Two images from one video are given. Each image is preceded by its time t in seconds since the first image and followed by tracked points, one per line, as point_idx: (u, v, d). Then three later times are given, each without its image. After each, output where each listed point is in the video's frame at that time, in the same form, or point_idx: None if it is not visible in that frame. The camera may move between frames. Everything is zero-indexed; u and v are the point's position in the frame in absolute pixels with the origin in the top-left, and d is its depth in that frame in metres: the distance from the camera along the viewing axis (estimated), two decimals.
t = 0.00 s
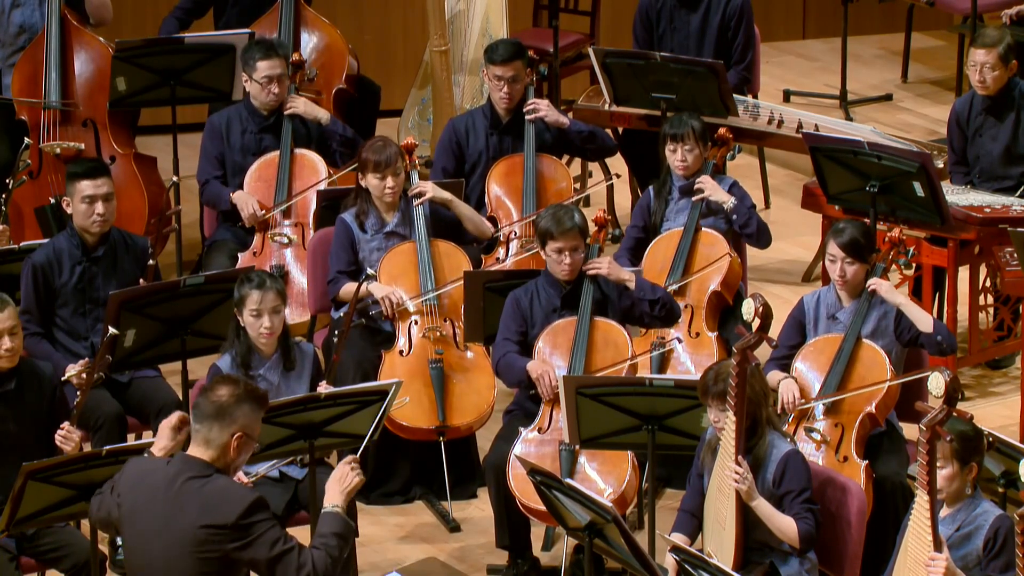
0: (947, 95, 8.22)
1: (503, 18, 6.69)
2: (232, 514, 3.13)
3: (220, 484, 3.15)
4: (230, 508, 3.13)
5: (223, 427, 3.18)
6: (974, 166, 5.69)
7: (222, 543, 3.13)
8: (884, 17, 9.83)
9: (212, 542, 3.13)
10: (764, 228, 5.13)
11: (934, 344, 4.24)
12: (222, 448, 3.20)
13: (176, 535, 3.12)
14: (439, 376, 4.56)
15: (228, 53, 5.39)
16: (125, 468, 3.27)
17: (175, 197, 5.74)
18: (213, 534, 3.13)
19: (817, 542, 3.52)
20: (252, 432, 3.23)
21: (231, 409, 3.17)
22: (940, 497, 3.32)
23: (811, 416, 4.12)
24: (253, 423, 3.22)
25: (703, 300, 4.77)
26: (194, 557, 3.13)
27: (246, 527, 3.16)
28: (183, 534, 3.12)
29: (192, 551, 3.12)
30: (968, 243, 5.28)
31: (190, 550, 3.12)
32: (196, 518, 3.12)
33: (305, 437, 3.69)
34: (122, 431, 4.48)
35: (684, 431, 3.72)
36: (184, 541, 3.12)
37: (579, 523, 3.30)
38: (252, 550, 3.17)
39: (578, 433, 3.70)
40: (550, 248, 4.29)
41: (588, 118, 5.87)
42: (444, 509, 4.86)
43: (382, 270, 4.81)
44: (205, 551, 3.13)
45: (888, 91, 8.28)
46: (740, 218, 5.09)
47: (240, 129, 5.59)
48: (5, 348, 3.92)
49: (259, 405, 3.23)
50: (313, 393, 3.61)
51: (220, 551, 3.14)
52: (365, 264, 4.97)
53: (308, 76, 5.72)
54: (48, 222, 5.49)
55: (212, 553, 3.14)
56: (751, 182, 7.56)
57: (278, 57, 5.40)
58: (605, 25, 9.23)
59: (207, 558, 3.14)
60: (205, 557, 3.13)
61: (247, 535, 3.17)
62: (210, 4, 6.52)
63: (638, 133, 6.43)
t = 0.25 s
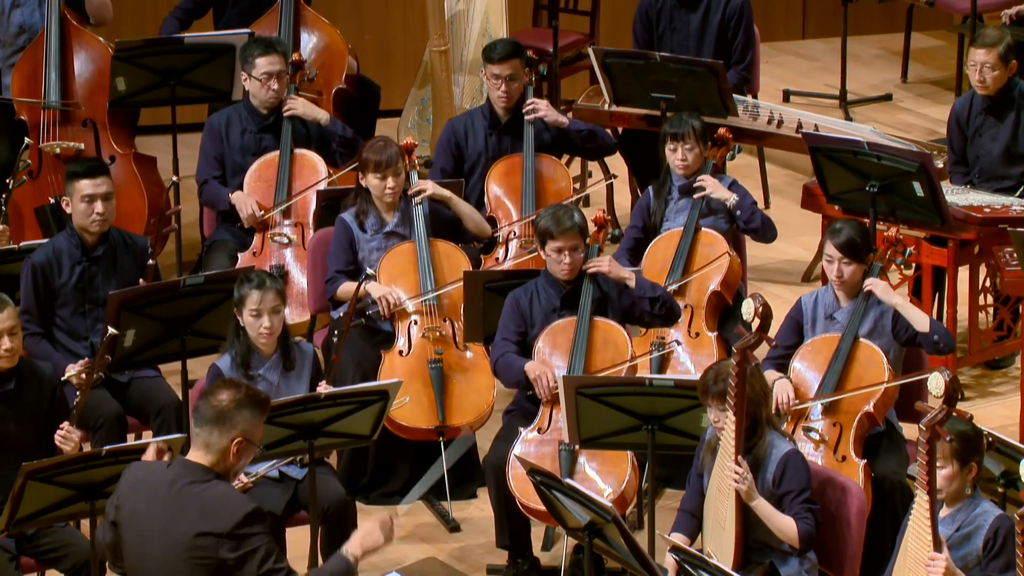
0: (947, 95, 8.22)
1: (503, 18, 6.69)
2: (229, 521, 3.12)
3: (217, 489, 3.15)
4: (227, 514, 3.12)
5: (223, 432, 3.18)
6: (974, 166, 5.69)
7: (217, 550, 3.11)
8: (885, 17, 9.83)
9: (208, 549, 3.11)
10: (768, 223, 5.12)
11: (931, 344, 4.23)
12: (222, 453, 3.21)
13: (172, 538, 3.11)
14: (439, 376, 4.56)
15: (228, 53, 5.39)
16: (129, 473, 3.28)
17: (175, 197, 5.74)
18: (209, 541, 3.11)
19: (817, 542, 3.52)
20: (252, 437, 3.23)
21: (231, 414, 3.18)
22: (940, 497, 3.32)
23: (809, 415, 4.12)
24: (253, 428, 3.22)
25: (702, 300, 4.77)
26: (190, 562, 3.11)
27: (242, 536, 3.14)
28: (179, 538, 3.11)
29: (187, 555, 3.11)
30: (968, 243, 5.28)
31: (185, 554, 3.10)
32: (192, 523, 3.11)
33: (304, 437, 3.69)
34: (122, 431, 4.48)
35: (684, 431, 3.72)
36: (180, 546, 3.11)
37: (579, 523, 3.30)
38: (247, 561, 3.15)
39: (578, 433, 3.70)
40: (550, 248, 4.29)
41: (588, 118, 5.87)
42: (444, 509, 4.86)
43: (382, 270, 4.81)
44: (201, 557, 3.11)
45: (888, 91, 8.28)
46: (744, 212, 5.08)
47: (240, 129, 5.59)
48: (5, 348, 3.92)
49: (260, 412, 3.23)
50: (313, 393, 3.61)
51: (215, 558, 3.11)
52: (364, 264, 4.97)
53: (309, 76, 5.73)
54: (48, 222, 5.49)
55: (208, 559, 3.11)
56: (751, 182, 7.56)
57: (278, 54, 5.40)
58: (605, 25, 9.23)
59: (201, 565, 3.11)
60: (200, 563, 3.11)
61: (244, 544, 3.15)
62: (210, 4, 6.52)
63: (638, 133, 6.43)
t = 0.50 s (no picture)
0: (947, 95, 8.22)
1: (503, 18, 6.69)
2: (226, 524, 3.12)
3: (216, 492, 3.15)
4: (223, 518, 3.12)
5: (226, 436, 3.19)
6: (974, 166, 5.69)
7: (212, 554, 3.10)
8: (885, 17, 9.83)
9: (203, 552, 3.10)
10: (767, 224, 5.12)
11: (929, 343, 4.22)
12: (223, 457, 3.21)
13: (169, 539, 3.11)
14: (438, 376, 4.56)
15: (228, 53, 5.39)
16: (132, 477, 3.28)
17: (175, 196, 5.74)
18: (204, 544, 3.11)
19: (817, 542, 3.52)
20: (256, 442, 3.23)
21: (234, 418, 3.19)
22: (940, 497, 3.32)
23: (808, 415, 4.11)
24: (256, 433, 3.23)
25: (702, 300, 4.77)
26: (184, 564, 3.10)
27: (238, 540, 3.14)
28: (175, 540, 3.11)
29: (183, 556, 3.10)
30: (968, 243, 5.28)
31: (181, 555, 3.10)
32: (188, 525, 3.11)
33: (304, 437, 3.69)
34: (122, 430, 4.48)
35: (684, 431, 3.72)
36: (176, 548, 3.10)
37: (579, 523, 3.30)
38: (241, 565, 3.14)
39: (577, 433, 3.70)
40: (551, 248, 4.28)
41: (588, 118, 5.87)
42: (444, 509, 4.86)
43: (382, 270, 4.80)
44: (196, 560, 3.10)
45: (888, 91, 8.28)
46: (743, 215, 5.08)
47: (240, 129, 5.60)
48: (5, 348, 3.92)
49: (265, 418, 3.24)
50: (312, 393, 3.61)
51: (209, 562, 3.11)
52: (364, 264, 4.97)
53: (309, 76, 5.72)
54: (48, 222, 5.48)
55: (203, 562, 3.11)
56: (751, 182, 7.56)
57: (279, 52, 5.40)
58: (605, 26, 9.23)
59: (197, 568, 3.11)
60: (195, 566, 3.11)
61: (239, 549, 3.14)
62: (210, 4, 6.52)
63: (638, 133, 6.43)
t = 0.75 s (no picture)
0: (947, 95, 8.22)
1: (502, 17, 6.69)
2: (210, 516, 3.11)
3: (206, 485, 3.15)
4: (207, 509, 3.12)
5: (224, 431, 3.18)
6: (974, 166, 5.69)
7: (198, 546, 3.11)
8: (885, 17, 9.83)
9: (192, 544, 3.12)
10: (762, 236, 5.13)
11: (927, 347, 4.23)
12: (223, 453, 3.20)
13: (159, 530, 3.14)
14: (439, 376, 4.56)
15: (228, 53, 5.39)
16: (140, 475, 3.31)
17: (175, 196, 5.74)
18: (192, 535, 3.12)
19: (817, 542, 3.52)
20: (255, 438, 3.20)
21: (232, 412, 3.17)
22: (940, 497, 3.32)
23: (808, 414, 4.11)
24: (255, 428, 3.20)
25: (702, 300, 4.78)
26: (173, 556, 3.13)
27: (225, 530, 3.13)
28: (163, 533, 3.13)
29: (172, 548, 3.12)
30: (968, 243, 5.28)
31: (170, 547, 3.12)
32: (176, 517, 3.12)
33: (304, 436, 3.69)
34: (122, 430, 4.48)
35: (684, 431, 3.72)
36: (165, 542, 3.13)
37: (579, 523, 3.30)
38: (232, 554, 3.15)
39: (577, 433, 3.70)
40: (554, 248, 4.29)
41: (588, 118, 5.87)
42: (444, 509, 4.85)
43: (382, 270, 4.81)
44: (185, 551, 3.12)
45: (888, 91, 8.28)
46: (739, 224, 5.11)
47: (240, 129, 5.60)
48: (5, 348, 3.92)
49: (264, 413, 3.21)
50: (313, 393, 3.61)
51: (198, 553, 3.13)
52: (363, 264, 4.97)
53: (309, 76, 5.71)
54: (48, 222, 5.48)
55: (192, 554, 3.13)
56: (751, 182, 7.56)
57: (281, 53, 5.39)
58: (605, 26, 9.23)
59: (187, 560, 3.13)
60: (184, 558, 3.13)
61: (227, 539, 3.14)
62: (210, 4, 6.52)
63: (638, 133, 6.43)
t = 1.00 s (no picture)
0: (947, 95, 8.22)
1: (503, 18, 6.69)
2: (195, 496, 3.17)
3: (198, 469, 3.21)
4: (189, 488, 3.18)
5: (225, 419, 3.21)
6: (974, 166, 5.69)
7: (185, 526, 3.17)
8: (885, 17, 9.83)
9: (181, 524, 3.18)
10: (768, 230, 5.14)
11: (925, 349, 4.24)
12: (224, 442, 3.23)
13: (152, 511, 3.22)
14: (440, 376, 4.55)
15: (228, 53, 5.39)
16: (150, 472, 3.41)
17: (175, 196, 5.73)
18: (180, 516, 3.18)
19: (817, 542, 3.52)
20: (256, 428, 3.22)
21: (233, 401, 3.20)
22: (940, 497, 3.32)
23: (809, 414, 4.11)
24: (256, 418, 3.21)
25: (702, 300, 4.77)
26: (162, 536, 3.20)
27: (209, 509, 3.17)
28: (155, 516, 3.21)
29: (162, 528, 3.20)
30: (968, 243, 5.28)
31: (160, 527, 3.20)
32: (167, 498, 3.20)
33: (304, 436, 3.69)
34: (122, 430, 4.48)
35: (684, 431, 3.72)
36: (157, 524, 3.20)
37: (579, 523, 3.30)
38: (221, 531, 3.19)
39: (578, 433, 3.70)
40: (557, 248, 4.30)
41: (588, 118, 5.87)
42: (444, 509, 4.85)
43: (383, 269, 4.80)
44: (173, 532, 3.19)
45: (888, 91, 8.28)
46: (743, 224, 5.10)
47: (241, 129, 5.60)
48: (5, 348, 3.92)
49: (265, 404, 3.23)
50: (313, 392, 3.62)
51: (185, 535, 3.19)
52: (364, 264, 4.97)
53: (309, 75, 5.67)
54: (48, 222, 5.47)
55: (180, 535, 3.19)
56: (751, 182, 7.56)
57: (282, 52, 5.40)
58: (605, 26, 9.23)
59: (180, 542, 3.19)
60: (173, 538, 3.19)
61: (212, 517, 3.18)
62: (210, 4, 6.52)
63: (638, 132, 6.43)
